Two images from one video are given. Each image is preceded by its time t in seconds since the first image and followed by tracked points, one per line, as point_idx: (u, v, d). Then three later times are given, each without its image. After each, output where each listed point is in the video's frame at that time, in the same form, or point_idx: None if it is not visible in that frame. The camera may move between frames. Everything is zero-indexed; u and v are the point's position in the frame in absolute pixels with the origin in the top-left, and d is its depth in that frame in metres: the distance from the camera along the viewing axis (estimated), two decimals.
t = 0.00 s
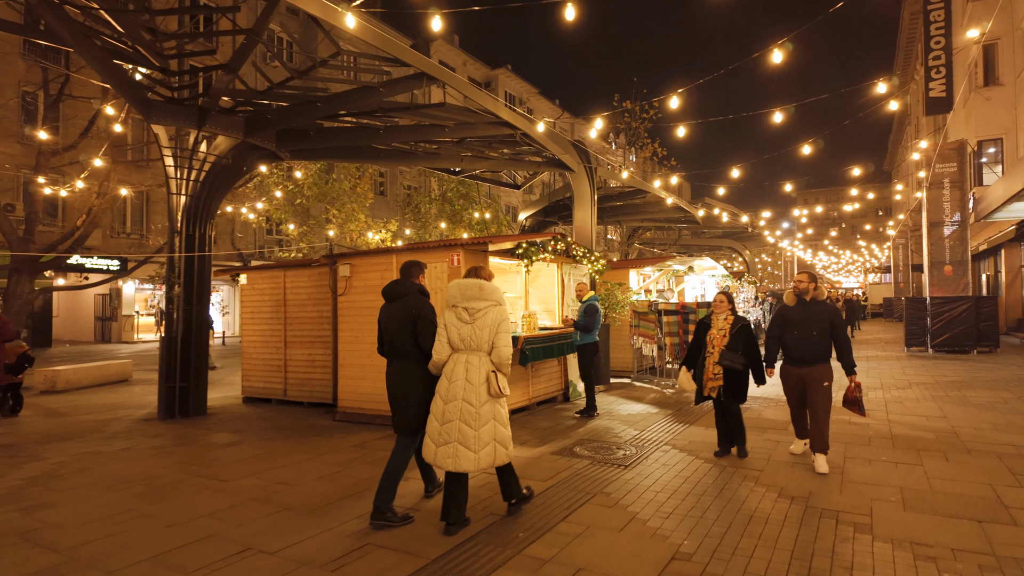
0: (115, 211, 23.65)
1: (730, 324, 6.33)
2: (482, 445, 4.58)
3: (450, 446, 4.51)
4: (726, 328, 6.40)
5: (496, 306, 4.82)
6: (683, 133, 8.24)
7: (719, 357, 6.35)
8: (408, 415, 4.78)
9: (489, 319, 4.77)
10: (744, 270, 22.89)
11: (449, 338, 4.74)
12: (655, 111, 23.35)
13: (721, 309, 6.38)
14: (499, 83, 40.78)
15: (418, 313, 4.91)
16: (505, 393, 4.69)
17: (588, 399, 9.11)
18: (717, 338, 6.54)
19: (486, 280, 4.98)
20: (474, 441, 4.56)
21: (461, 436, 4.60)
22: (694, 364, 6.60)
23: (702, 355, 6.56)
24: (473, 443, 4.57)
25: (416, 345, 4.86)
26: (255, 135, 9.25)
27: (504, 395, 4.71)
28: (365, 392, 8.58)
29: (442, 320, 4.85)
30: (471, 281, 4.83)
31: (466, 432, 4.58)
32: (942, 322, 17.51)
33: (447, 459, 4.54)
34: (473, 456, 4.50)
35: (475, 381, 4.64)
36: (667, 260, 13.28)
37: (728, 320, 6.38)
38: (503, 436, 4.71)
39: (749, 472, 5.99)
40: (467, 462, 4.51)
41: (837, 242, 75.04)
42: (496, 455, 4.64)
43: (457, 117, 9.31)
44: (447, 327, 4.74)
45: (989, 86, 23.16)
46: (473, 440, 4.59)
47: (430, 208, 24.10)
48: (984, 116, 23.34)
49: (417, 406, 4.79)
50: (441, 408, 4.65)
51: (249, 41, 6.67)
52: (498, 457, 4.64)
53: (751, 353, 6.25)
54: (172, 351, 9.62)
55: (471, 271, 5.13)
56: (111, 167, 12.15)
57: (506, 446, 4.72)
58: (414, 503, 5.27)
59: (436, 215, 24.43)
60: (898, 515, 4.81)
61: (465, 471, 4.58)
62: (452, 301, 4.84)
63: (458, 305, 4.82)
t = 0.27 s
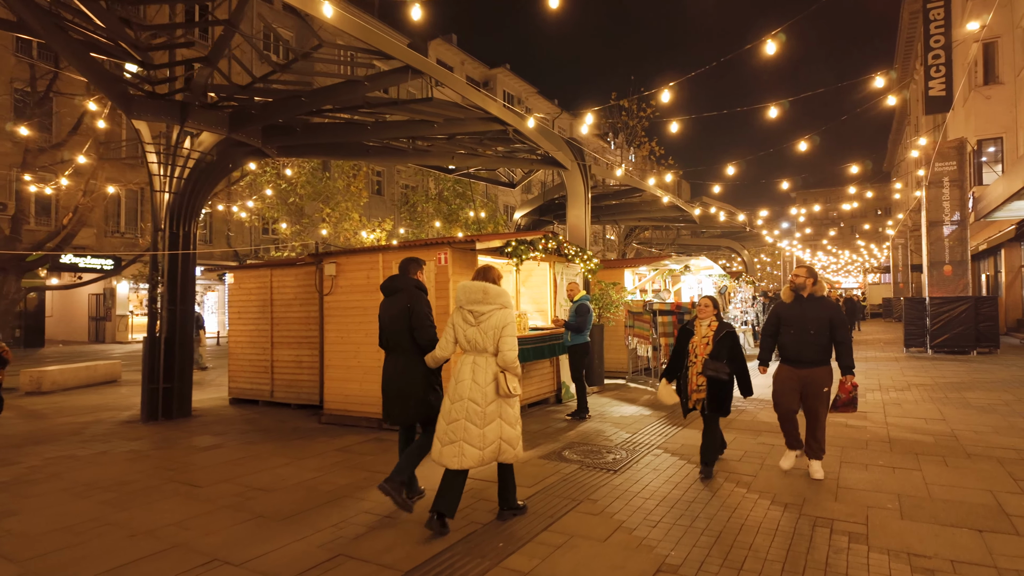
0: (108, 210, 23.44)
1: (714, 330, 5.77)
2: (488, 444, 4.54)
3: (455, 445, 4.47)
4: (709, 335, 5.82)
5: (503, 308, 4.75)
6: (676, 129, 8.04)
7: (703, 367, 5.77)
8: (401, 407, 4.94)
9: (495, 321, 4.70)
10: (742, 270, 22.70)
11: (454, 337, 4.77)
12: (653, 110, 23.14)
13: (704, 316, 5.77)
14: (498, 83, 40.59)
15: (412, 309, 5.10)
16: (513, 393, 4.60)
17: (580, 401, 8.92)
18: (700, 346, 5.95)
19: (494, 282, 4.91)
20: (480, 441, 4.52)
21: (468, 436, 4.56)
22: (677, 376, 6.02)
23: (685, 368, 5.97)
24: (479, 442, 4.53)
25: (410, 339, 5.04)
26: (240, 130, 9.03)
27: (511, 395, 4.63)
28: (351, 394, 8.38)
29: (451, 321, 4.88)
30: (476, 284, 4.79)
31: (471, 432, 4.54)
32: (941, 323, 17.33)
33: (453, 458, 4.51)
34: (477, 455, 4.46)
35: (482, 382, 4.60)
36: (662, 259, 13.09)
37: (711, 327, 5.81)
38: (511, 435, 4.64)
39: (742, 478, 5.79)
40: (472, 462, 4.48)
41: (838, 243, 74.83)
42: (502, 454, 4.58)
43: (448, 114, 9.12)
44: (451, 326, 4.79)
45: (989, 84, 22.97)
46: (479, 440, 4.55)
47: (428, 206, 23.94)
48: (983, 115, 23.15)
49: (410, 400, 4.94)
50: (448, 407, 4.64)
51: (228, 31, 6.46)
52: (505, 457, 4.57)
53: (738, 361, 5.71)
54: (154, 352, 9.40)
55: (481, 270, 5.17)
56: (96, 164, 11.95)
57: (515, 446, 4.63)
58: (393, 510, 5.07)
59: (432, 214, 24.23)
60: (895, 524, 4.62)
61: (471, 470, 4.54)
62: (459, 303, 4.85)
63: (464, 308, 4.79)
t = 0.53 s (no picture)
0: (99, 208, 23.16)
1: (692, 326, 5.47)
2: (502, 440, 4.66)
3: (472, 443, 4.64)
4: (688, 331, 5.53)
5: (504, 302, 4.86)
6: (669, 122, 7.82)
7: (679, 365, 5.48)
8: (395, 404, 5.08)
9: (496, 317, 4.82)
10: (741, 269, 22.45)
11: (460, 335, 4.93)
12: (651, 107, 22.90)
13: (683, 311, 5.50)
14: (496, 81, 40.29)
15: (409, 308, 5.22)
16: (520, 387, 4.72)
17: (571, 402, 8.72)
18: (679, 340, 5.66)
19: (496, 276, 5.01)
20: (493, 438, 4.66)
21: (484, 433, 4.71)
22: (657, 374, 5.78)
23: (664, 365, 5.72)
24: (494, 439, 4.66)
25: (407, 336, 5.17)
26: (221, 124, 8.76)
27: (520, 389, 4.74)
28: (336, 395, 8.17)
29: (456, 317, 5.02)
30: (478, 279, 4.89)
31: (485, 429, 4.69)
32: (941, 323, 17.11)
33: (472, 456, 4.69)
34: (492, 451, 4.59)
35: (491, 378, 4.73)
36: (658, 258, 12.88)
37: (691, 322, 5.50)
38: (526, 430, 4.74)
39: (735, 484, 5.57)
40: (488, 458, 4.62)
41: (837, 242, 74.59)
42: (519, 450, 4.71)
43: (436, 108, 8.90)
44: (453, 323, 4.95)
45: (990, 82, 22.73)
46: (495, 436, 4.69)
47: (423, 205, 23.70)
48: (984, 113, 22.93)
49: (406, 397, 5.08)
50: (464, 406, 4.82)
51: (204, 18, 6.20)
52: (520, 452, 4.70)
53: (717, 361, 5.36)
54: (136, 352, 9.20)
55: (483, 266, 5.29)
56: (79, 159, 11.69)
57: (531, 441, 4.74)
58: (370, 518, 4.86)
59: (428, 213, 23.98)
60: (894, 534, 4.40)
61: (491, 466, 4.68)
62: (463, 300, 4.99)
63: (465, 304, 4.94)
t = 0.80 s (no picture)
0: (91, 207, 22.92)
1: (664, 336, 4.88)
2: (496, 448, 4.51)
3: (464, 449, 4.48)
4: (660, 340, 4.94)
5: (504, 307, 4.72)
6: (662, 119, 7.58)
7: (649, 378, 4.91)
8: (399, 411, 4.89)
9: (497, 322, 4.67)
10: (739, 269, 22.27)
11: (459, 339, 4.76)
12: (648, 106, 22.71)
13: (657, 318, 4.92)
14: (494, 81, 40.11)
15: (414, 313, 5.04)
16: (518, 395, 4.59)
17: (562, 406, 8.50)
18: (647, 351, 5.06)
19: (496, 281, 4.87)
20: (487, 445, 4.51)
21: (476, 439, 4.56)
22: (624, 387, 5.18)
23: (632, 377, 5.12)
24: (487, 446, 4.51)
25: (413, 342, 4.99)
26: (203, 121, 8.52)
27: (517, 397, 4.59)
28: (320, 399, 7.94)
29: (454, 324, 4.86)
30: (476, 283, 4.73)
31: (478, 436, 4.53)
32: (940, 323, 16.93)
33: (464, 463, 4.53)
34: (485, 459, 4.45)
35: (489, 384, 4.58)
36: (653, 258, 12.66)
37: (664, 331, 4.92)
38: (519, 439, 4.62)
39: (727, 493, 5.35)
40: (481, 466, 4.47)
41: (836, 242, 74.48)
42: (510, 459, 4.58)
43: (425, 104, 8.68)
44: (455, 327, 4.77)
45: (989, 81, 22.53)
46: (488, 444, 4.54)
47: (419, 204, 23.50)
48: (984, 112, 22.73)
49: (411, 404, 4.90)
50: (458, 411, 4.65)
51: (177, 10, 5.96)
52: (511, 461, 4.58)
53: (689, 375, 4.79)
54: (117, 355, 8.97)
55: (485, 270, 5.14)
56: (63, 157, 11.47)
57: (522, 450, 4.63)
58: (344, 531, 4.62)
59: (423, 212, 23.79)
60: (893, 548, 4.19)
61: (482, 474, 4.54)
62: (462, 305, 4.81)
63: (466, 308, 4.77)
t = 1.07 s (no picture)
0: (81, 206, 22.66)
1: (632, 331, 4.63)
2: (494, 441, 4.53)
3: (463, 442, 4.52)
4: (627, 336, 4.69)
5: (504, 303, 4.74)
6: (654, 113, 7.40)
7: (615, 376, 4.66)
8: (409, 407, 4.91)
9: (497, 317, 4.69)
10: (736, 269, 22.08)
11: (460, 335, 4.78)
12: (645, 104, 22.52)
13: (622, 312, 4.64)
14: (491, 80, 39.88)
15: (425, 309, 5.06)
16: (516, 389, 4.60)
17: (553, 407, 8.33)
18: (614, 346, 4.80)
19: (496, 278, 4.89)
20: (485, 439, 4.54)
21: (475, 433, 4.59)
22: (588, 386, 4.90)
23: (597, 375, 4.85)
24: (486, 439, 4.54)
25: (423, 337, 5.01)
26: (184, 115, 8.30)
27: (515, 392, 4.61)
28: (304, 400, 7.75)
29: (455, 320, 4.86)
30: (477, 280, 4.77)
31: (477, 429, 4.56)
32: (939, 323, 16.78)
33: (462, 456, 4.56)
34: (483, 452, 4.47)
35: (487, 379, 4.60)
36: (647, 257, 12.49)
37: (630, 327, 4.66)
38: (518, 433, 4.63)
39: (718, 498, 5.16)
40: (479, 459, 4.50)
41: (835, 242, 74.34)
42: (509, 453, 4.58)
43: (412, 98, 8.46)
44: (456, 323, 4.79)
45: (988, 79, 22.35)
46: (486, 437, 4.56)
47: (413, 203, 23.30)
48: (982, 110, 22.55)
49: (421, 400, 4.91)
50: (457, 405, 4.68)
51: None
52: (509, 455, 4.57)
53: (661, 372, 4.56)
54: (96, 354, 8.76)
55: (487, 267, 5.16)
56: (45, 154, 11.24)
57: (522, 444, 4.63)
58: (318, 539, 4.43)
59: (418, 211, 23.57)
60: (889, 557, 4.00)
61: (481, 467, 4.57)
62: (462, 301, 4.83)
63: (466, 303, 4.79)
